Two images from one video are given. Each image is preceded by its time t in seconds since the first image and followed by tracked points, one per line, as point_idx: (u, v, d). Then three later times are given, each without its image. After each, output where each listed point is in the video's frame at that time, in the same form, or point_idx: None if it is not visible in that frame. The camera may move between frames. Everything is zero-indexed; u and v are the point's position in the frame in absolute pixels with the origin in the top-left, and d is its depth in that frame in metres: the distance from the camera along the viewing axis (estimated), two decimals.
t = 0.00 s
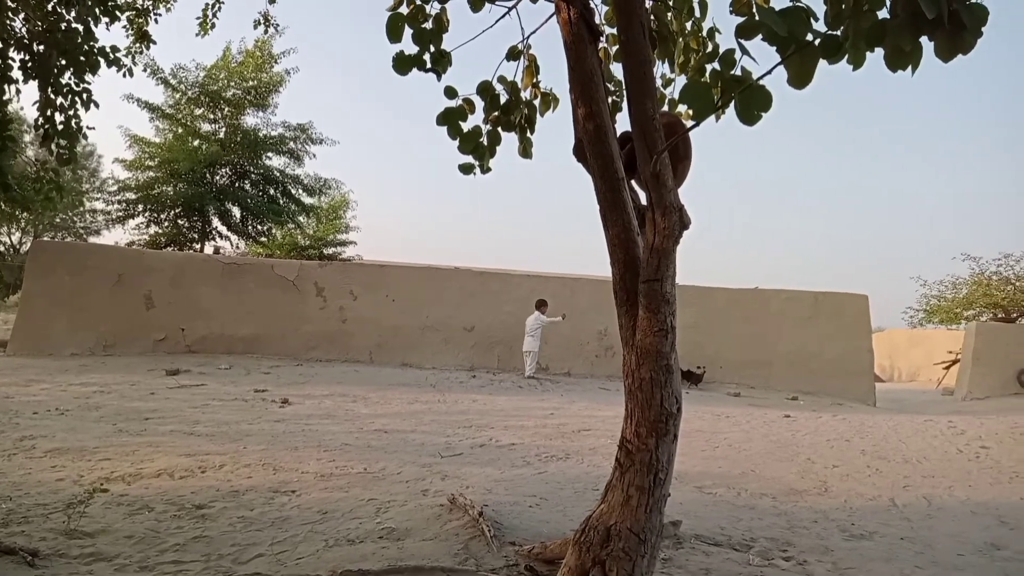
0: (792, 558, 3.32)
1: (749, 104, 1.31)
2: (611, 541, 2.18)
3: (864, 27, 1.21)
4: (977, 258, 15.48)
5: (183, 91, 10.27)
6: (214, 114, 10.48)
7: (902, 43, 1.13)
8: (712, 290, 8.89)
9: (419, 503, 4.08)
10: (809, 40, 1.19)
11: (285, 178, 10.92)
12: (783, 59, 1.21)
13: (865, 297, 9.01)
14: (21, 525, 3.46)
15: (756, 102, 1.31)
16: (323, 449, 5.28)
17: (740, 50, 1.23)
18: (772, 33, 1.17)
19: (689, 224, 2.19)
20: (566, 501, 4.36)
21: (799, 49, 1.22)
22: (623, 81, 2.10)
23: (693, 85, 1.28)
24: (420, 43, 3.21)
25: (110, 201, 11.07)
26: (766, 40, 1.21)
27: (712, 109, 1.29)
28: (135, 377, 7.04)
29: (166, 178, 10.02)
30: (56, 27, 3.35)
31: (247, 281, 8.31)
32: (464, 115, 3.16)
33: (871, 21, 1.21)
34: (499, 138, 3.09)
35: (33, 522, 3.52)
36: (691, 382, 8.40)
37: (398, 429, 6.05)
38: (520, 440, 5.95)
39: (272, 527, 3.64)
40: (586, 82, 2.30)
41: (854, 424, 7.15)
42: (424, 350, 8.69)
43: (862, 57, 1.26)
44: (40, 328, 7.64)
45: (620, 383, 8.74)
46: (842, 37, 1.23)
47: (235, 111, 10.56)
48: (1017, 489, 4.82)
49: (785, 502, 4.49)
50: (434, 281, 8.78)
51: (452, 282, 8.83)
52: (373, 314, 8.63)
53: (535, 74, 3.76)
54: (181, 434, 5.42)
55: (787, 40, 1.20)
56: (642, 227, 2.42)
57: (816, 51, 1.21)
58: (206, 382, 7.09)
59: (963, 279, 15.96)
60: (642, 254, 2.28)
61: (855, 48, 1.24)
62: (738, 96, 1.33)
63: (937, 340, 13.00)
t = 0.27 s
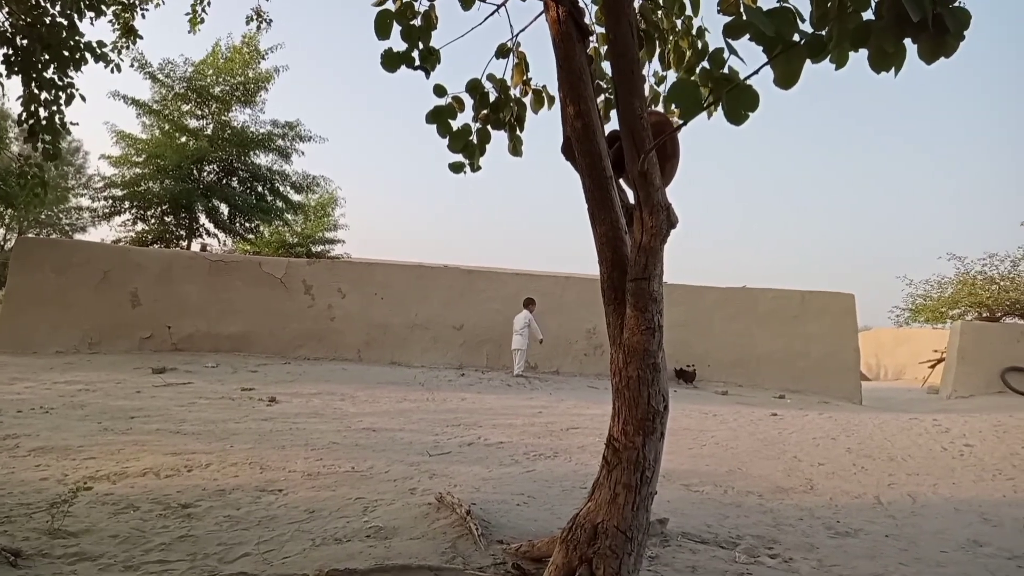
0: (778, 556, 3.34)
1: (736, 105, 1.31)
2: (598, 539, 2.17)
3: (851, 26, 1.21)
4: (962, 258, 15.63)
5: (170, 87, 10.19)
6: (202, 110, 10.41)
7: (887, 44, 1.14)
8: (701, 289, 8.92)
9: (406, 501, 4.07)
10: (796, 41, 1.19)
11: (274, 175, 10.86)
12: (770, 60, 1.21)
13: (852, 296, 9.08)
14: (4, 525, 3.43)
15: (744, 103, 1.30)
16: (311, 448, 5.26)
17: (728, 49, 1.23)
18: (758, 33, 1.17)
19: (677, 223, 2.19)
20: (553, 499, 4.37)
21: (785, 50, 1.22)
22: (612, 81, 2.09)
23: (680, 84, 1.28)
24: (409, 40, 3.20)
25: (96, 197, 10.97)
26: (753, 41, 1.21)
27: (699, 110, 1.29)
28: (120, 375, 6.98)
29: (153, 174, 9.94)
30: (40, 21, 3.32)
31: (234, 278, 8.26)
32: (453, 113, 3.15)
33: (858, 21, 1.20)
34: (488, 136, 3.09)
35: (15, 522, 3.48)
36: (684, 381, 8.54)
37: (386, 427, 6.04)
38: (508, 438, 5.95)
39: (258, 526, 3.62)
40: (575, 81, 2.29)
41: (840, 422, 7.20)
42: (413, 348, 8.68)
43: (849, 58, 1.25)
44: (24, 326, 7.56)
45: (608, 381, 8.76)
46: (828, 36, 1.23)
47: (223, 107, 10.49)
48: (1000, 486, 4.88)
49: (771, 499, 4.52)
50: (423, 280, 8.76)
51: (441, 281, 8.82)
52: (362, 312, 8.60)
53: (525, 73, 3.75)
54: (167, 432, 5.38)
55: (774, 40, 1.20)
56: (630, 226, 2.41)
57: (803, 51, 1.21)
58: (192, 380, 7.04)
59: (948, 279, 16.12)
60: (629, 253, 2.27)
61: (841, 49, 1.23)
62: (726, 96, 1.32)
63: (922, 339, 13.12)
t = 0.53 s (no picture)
0: (770, 556, 3.34)
1: (727, 107, 1.32)
2: (591, 539, 2.15)
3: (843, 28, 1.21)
4: (954, 259, 15.71)
5: (162, 88, 10.17)
6: (195, 112, 10.39)
7: (878, 45, 1.15)
8: (695, 290, 8.94)
9: (399, 503, 4.06)
10: (787, 42, 1.20)
11: (267, 177, 10.84)
12: (761, 61, 1.22)
13: (844, 297, 9.12)
14: None
15: (735, 105, 1.31)
16: (304, 449, 5.25)
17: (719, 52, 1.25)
18: (749, 36, 1.18)
19: (669, 224, 2.19)
20: (546, 500, 4.37)
21: (776, 52, 1.23)
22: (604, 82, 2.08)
23: (673, 86, 1.29)
24: (401, 42, 3.20)
25: (88, 199, 10.93)
26: (744, 42, 1.22)
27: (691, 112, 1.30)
28: (113, 378, 6.95)
29: (145, 176, 9.92)
30: (30, 23, 3.32)
31: (227, 280, 8.24)
32: (446, 115, 3.15)
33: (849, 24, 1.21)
34: (481, 138, 3.09)
35: (6, 525, 3.46)
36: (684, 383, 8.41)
37: (380, 429, 6.03)
38: (502, 439, 5.95)
39: (250, 528, 3.61)
40: (567, 82, 2.27)
41: (833, 422, 7.22)
42: (407, 350, 8.67)
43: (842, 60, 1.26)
44: (15, 328, 7.51)
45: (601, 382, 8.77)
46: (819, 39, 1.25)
47: (216, 109, 10.47)
48: (991, 486, 4.90)
49: (763, 500, 4.53)
50: (417, 281, 8.76)
51: (435, 282, 8.82)
52: (355, 313, 8.59)
53: (517, 75, 3.75)
54: (159, 435, 5.37)
55: (765, 41, 1.21)
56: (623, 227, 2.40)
57: (794, 53, 1.22)
58: (185, 382, 7.02)
59: (941, 280, 16.20)
60: (622, 254, 2.26)
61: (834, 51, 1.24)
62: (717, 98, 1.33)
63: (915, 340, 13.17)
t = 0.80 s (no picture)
0: (759, 553, 3.36)
1: (716, 107, 1.32)
2: (581, 537, 2.16)
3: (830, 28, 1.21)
4: (941, 257, 15.83)
5: (150, 86, 10.10)
6: (183, 110, 10.34)
7: (865, 46, 1.16)
8: (685, 289, 8.97)
9: (390, 502, 4.06)
10: (775, 42, 1.20)
11: (256, 175, 10.79)
12: (750, 61, 1.22)
13: (833, 295, 9.18)
14: None
15: (724, 104, 1.31)
16: (294, 449, 5.23)
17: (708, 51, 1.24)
18: (737, 35, 1.18)
19: (658, 223, 2.19)
20: (537, 498, 4.37)
21: (764, 52, 1.23)
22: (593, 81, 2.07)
23: (661, 85, 1.29)
24: (391, 41, 3.19)
25: (75, 198, 10.84)
26: (732, 42, 1.22)
27: (679, 111, 1.30)
28: (101, 377, 6.90)
29: (134, 174, 9.85)
30: (16, 19, 3.29)
31: (216, 279, 8.20)
32: (436, 114, 3.15)
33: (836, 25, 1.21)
34: (471, 137, 3.08)
35: None
36: (679, 382, 8.49)
37: (370, 428, 6.02)
38: (492, 438, 5.95)
39: (239, 527, 3.59)
40: (556, 81, 2.26)
41: (822, 420, 7.27)
42: (397, 349, 8.66)
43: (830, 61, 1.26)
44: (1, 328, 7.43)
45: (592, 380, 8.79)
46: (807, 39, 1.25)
47: (204, 107, 10.42)
48: (977, 482, 4.94)
49: (753, 497, 4.55)
50: (407, 280, 8.75)
51: (425, 281, 8.81)
52: (346, 313, 8.57)
53: (507, 74, 3.75)
54: (148, 434, 5.34)
55: (753, 41, 1.21)
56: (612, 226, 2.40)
57: (781, 53, 1.22)
58: (174, 382, 6.98)
59: (928, 278, 16.32)
60: (612, 253, 2.26)
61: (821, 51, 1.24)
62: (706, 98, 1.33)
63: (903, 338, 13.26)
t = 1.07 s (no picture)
0: (750, 552, 3.37)
1: (706, 107, 1.32)
2: (572, 537, 2.15)
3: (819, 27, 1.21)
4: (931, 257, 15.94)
5: (139, 86, 10.04)
6: (173, 110, 10.29)
7: (853, 45, 1.17)
8: (676, 288, 8.98)
9: (381, 503, 4.05)
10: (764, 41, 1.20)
11: (246, 175, 10.75)
12: (739, 60, 1.22)
13: (823, 294, 9.22)
14: None
15: (713, 103, 1.31)
16: (285, 450, 5.21)
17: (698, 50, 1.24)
18: (725, 35, 1.18)
19: (649, 222, 2.19)
20: (529, 498, 4.37)
21: (752, 51, 1.23)
22: (582, 81, 2.06)
23: (652, 85, 1.29)
24: (381, 40, 3.18)
25: (64, 198, 10.75)
26: (722, 41, 1.22)
27: (669, 111, 1.30)
28: (90, 379, 6.85)
29: (123, 174, 9.80)
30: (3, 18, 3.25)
31: (206, 280, 8.16)
32: (426, 114, 3.14)
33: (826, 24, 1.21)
34: (462, 136, 3.08)
35: None
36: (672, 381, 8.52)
37: (362, 429, 6.00)
38: (484, 438, 5.94)
39: (230, 530, 3.57)
40: (546, 81, 2.24)
41: (812, 419, 7.30)
42: (388, 350, 8.64)
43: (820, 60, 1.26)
44: None
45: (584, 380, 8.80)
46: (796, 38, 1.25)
47: (194, 107, 10.36)
48: (967, 480, 4.97)
49: (744, 496, 4.56)
50: (399, 280, 8.73)
51: (417, 281, 8.79)
52: (337, 313, 8.55)
53: (497, 73, 3.75)
54: (137, 436, 5.30)
55: (742, 40, 1.21)
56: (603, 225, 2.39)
57: (770, 51, 1.22)
58: (164, 384, 6.94)
59: (918, 277, 16.43)
60: (603, 254, 2.24)
61: (811, 50, 1.24)
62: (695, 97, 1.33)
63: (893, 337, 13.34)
